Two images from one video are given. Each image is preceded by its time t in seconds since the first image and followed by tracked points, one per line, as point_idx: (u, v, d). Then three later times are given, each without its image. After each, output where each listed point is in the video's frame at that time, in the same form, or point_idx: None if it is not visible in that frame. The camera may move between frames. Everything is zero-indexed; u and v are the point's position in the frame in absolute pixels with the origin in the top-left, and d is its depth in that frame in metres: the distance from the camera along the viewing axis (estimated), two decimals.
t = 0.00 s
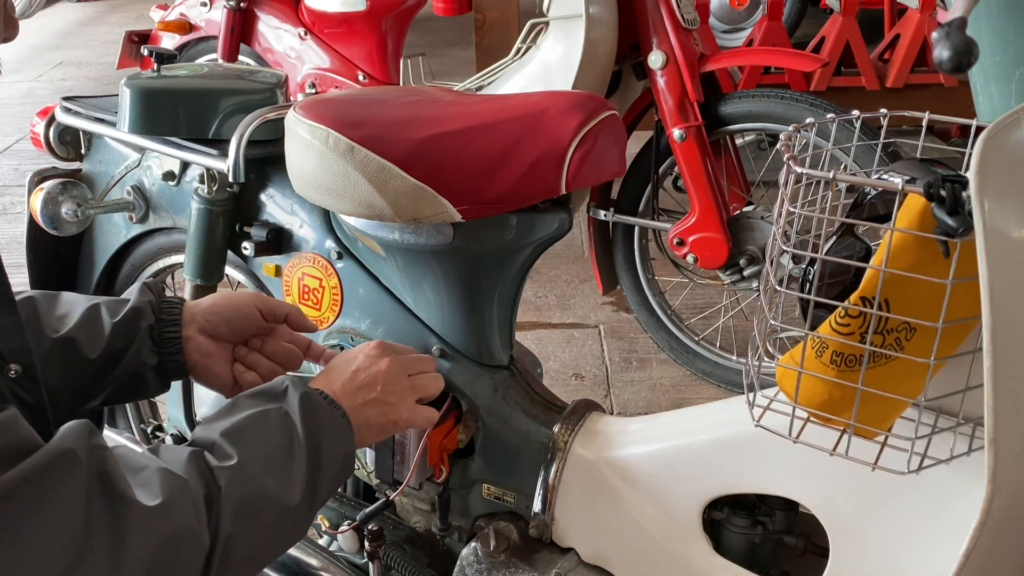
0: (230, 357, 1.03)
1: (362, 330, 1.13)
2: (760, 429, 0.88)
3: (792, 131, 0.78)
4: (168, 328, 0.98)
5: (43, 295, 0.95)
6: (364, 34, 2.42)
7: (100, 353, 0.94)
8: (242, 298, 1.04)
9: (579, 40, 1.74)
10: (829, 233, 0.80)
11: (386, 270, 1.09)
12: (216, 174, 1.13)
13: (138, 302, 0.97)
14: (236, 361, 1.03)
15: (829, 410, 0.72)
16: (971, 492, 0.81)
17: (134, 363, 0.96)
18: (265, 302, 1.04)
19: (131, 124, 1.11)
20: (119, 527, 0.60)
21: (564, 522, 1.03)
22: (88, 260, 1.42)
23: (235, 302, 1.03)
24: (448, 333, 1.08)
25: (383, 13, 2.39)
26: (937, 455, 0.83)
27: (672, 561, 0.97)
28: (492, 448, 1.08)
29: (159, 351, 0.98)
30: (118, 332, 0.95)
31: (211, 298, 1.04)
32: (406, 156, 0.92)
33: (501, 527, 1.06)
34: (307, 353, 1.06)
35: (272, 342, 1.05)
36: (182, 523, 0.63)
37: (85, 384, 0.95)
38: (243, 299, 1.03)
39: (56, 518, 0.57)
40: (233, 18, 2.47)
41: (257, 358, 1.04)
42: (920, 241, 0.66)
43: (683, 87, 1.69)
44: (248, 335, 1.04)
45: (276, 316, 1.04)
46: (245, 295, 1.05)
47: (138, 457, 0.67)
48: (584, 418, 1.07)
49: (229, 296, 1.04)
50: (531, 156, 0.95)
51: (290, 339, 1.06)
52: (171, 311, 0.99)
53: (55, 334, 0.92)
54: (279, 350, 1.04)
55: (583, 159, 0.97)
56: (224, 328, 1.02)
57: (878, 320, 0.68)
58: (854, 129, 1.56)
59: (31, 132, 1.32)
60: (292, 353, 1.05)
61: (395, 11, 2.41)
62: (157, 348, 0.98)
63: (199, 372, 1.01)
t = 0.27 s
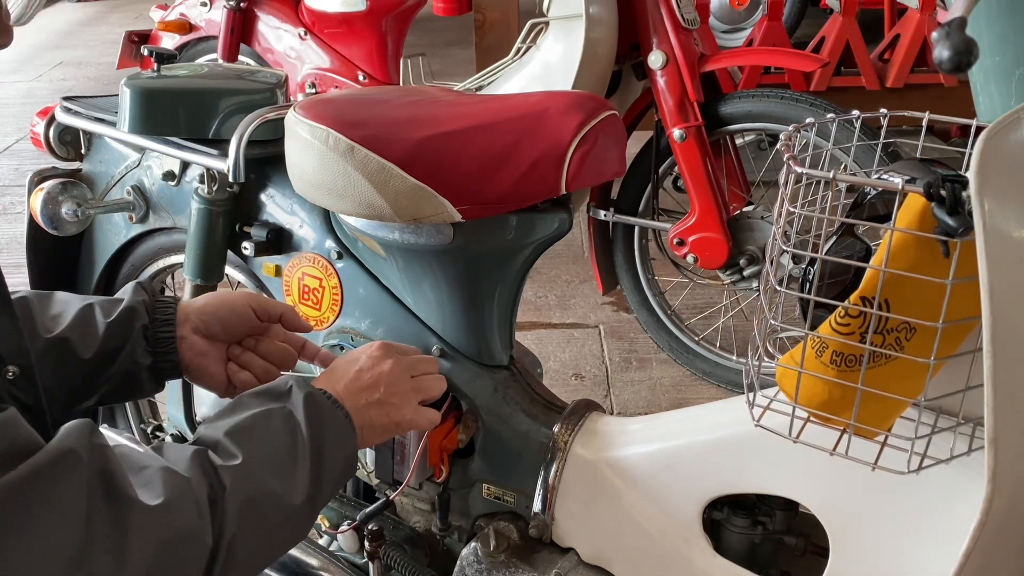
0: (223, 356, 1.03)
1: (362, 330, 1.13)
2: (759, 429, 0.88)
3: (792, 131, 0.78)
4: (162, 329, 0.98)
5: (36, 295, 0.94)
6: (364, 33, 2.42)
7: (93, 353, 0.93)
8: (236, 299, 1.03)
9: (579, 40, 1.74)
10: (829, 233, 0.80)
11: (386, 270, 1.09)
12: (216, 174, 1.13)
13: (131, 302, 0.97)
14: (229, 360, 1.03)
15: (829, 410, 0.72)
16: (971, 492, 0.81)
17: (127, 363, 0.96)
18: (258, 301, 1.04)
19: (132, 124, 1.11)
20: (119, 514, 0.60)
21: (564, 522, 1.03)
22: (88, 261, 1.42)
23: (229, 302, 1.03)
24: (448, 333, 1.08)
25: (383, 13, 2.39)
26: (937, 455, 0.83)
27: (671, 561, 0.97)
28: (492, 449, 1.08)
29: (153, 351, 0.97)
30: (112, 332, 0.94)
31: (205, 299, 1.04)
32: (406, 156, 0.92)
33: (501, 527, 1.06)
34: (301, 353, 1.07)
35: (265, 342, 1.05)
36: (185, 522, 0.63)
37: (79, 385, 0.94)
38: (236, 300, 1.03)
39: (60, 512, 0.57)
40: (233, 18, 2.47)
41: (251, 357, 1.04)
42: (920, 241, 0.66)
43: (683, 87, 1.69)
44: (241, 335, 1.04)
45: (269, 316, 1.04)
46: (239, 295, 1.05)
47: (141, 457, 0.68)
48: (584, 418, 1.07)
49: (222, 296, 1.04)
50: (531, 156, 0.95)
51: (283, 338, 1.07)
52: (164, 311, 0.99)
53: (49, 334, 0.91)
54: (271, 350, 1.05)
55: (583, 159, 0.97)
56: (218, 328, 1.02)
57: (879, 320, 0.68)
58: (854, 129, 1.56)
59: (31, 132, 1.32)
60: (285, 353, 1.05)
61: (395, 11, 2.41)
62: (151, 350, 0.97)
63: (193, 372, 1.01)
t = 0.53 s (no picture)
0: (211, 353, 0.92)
1: (362, 330, 1.13)
2: (759, 429, 0.88)
3: (792, 131, 0.78)
4: (151, 325, 0.88)
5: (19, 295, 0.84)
6: (364, 33, 2.42)
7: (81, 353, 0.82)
8: (222, 293, 0.93)
9: (579, 40, 1.73)
10: (828, 233, 0.80)
11: (387, 270, 1.09)
12: (216, 174, 1.13)
13: (116, 300, 0.87)
14: (218, 357, 0.92)
15: (829, 410, 0.72)
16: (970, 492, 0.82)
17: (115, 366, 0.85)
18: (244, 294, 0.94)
19: (132, 124, 1.11)
20: None
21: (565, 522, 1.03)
22: (88, 260, 1.42)
23: (215, 296, 0.92)
24: (448, 333, 1.09)
25: (383, 13, 2.39)
26: (937, 454, 0.83)
27: (671, 560, 0.97)
28: (492, 449, 1.08)
29: (144, 351, 0.87)
30: (99, 332, 0.84)
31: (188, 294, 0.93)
32: (406, 156, 0.92)
33: (501, 527, 1.07)
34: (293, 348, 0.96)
35: (255, 336, 0.94)
36: None
37: (71, 389, 0.83)
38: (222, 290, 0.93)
39: None
40: (233, 18, 2.47)
41: (241, 355, 0.93)
42: (920, 241, 0.66)
43: (683, 87, 1.69)
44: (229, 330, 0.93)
45: (258, 308, 0.94)
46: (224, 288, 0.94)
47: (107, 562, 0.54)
48: (584, 418, 1.07)
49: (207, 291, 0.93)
50: (531, 156, 0.95)
51: (275, 333, 0.95)
52: (151, 309, 0.89)
53: (36, 334, 0.80)
54: (263, 345, 0.93)
55: (583, 159, 0.97)
56: (204, 324, 0.91)
57: (879, 320, 0.68)
58: (854, 129, 1.56)
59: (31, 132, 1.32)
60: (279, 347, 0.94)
61: (395, 11, 2.41)
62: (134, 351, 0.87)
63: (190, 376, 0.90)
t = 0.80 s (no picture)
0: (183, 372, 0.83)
1: (362, 330, 1.13)
2: (759, 429, 0.88)
3: (793, 131, 0.78)
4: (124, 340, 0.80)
5: None
6: (364, 33, 2.42)
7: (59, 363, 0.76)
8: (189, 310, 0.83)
9: (579, 40, 1.73)
10: (828, 233, 0.80)
11: (386, 270, 1.10)
12: (216, 174, 1.13)
13: (95, 311, 0.79)
14: (189, 376, 0.84)
15: (829, 410, 0.72)
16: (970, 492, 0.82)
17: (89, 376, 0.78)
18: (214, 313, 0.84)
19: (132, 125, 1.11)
20: None
21: (564, 522, 1.03)
22: (88, 260, 1.42)
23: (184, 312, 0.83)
24: (448, 333, 1.09)
25: (383, 13, 2.39)
26: (937, 454, 0.83)
27: (671, 561, 0.97)
28: (492, 449, 1.08)
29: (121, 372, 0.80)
30: (77, 342, 0.77)
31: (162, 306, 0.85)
32: (406, 156, 0.92)
33: (501, 527, 1.06)
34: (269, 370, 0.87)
35: (227, 357, 0.86)
36: None
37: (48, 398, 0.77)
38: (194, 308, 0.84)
39: None
40: (233, 18, 2.47)
41: (213, 379, 0.84)
42: (920, 241, 0.66)
43: (683, 87, 1.69)
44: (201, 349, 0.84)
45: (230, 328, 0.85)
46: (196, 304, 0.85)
47: None
48: (584, 418, 1.07)
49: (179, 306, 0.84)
50: (531, 156, 0.95)
51: (251, 353, 0.87)
52: (127, 322, 0.81)
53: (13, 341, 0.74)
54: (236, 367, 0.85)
55: (583, 159, 0.97)
56: (172, 344, 0.82)
57: (878, 320, 0.68)
58: (854, 129, 1.56)
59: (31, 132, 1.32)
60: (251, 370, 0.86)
61: (395, 11, 2.41)
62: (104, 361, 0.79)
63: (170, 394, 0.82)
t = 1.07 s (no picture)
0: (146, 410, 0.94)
1: (362, 330, 1.13)
2: (759, 429, 0.88)
3: (792, 131, 0.78)
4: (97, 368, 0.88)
5: None
6: (364, 34, 2.42)
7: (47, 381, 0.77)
8: (155, 356, 0.91)
9: (579, 40, 1.73)
10: (828, 233, 0.80)
11: (386, 270, 1.10)
12: (216, 174, 1.13)
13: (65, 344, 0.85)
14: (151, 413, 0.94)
15: (829, 410, 0.72)
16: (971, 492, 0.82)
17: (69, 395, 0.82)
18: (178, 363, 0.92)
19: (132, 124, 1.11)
20: None
21: (565, 522, 1.03)
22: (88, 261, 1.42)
23: (148, 357, 0.91)
24: (448, 333, 1.09)
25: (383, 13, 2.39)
26: (938, 455, 0.83)
27: (672, 562, 0.97)
28: (492, 449, 1.08)
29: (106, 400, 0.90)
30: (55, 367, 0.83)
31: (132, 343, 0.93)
32: (406, 156, 0.92)
33: (501, 527, 1.06)
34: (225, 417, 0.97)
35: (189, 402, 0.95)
36: None
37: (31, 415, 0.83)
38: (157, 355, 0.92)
39: None
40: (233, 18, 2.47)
41: (171, 419, 0.95)
42: (920, 241, 0.66)
43: (683, 87, 1.69)
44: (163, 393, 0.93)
45: (188, 380, 0.93)
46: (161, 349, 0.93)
47: None
48: (584, 418, 1.07)
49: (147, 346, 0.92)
50: (531, 155, 0.95)
51: (211, 400, 0.95)
52: (96, 355, 0.88)
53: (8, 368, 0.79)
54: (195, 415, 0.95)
55: (583, 159, 0.97)
56: (135, 385, 0.90)
57: (879, 320, 0.68)
58: (854, 129, 1.56)
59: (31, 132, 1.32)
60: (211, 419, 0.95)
61: (395, 11, 2.41)
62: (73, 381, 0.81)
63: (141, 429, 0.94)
